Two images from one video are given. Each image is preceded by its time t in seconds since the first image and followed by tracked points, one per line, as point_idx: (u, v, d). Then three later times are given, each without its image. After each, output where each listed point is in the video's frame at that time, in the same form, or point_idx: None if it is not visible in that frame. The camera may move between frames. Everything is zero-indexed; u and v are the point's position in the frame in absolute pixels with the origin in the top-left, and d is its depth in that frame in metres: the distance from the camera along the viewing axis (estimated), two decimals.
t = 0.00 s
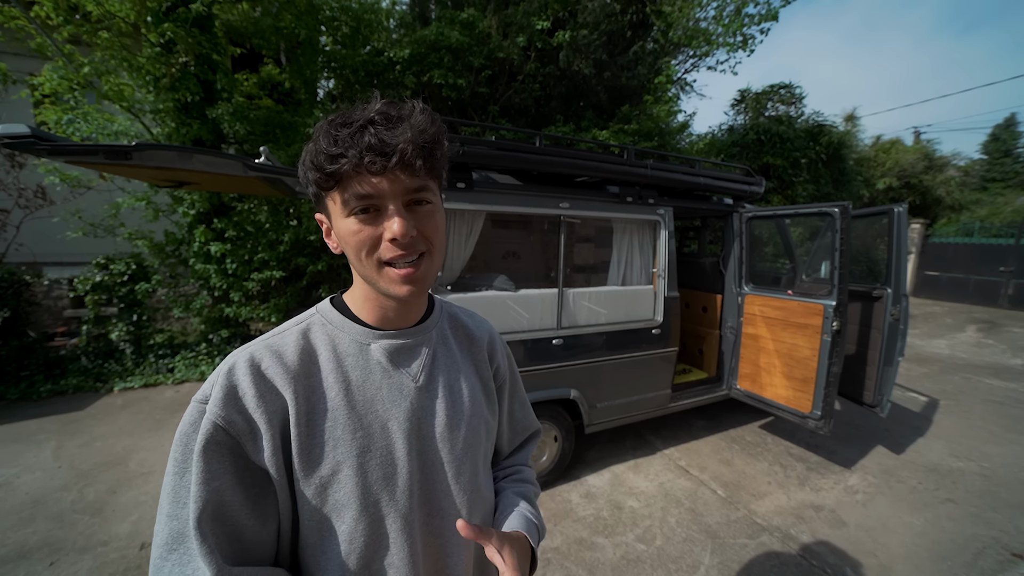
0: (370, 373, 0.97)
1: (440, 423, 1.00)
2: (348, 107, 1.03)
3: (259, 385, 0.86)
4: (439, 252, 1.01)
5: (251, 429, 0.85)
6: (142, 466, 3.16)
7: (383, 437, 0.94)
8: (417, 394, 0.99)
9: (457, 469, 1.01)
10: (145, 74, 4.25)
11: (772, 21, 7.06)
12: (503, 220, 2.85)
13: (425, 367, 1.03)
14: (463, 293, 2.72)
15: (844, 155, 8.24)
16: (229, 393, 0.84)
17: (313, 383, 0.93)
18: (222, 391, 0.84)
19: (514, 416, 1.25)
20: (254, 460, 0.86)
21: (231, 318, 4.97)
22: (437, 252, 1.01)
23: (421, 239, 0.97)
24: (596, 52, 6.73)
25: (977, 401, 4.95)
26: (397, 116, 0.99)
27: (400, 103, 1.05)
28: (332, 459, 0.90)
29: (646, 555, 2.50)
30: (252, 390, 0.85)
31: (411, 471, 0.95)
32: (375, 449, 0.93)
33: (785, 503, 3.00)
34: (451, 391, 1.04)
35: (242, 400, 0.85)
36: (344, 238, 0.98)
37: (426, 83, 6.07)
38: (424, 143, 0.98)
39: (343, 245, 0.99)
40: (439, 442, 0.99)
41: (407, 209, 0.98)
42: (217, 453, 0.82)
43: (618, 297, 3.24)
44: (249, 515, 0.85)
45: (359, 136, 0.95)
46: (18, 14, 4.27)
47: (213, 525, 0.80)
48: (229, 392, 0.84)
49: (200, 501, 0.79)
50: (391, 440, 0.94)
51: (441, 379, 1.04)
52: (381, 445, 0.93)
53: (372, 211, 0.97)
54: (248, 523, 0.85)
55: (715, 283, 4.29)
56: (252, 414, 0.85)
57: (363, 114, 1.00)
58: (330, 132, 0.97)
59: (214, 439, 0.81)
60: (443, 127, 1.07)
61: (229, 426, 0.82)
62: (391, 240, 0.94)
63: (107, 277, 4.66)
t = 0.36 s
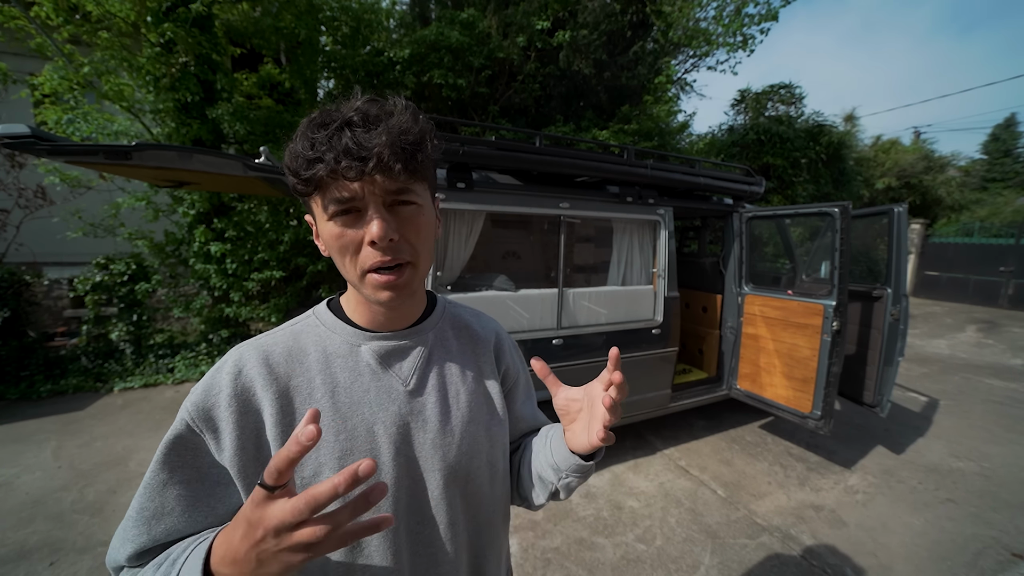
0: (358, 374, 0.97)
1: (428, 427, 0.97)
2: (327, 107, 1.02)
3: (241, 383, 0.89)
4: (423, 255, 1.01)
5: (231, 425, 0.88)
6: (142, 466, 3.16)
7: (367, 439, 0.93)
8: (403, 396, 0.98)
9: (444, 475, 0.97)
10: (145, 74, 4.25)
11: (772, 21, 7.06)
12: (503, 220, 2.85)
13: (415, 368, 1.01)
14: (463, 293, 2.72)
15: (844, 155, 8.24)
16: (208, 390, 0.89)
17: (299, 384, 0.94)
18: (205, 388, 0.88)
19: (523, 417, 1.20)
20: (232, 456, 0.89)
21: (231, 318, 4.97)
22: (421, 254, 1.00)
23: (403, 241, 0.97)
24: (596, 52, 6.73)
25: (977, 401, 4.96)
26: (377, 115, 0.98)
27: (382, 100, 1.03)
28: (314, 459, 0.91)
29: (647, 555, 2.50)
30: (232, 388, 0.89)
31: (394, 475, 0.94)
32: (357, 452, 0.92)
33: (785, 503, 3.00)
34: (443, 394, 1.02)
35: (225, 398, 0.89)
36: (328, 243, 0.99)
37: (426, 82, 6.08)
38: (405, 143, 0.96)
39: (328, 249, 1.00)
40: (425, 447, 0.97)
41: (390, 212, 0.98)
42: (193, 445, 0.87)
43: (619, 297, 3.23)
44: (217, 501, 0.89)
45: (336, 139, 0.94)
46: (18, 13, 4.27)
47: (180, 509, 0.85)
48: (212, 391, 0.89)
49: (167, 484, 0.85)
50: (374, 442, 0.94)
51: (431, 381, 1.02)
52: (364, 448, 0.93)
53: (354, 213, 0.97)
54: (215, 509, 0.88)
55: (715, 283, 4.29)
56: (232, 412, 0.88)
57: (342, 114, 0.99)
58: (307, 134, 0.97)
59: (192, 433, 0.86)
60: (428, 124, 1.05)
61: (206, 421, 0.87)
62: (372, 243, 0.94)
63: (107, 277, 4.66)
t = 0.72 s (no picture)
0: (358, 378, 0.97)
1: (429, 430, 0.97)
2: (315, 113, 1.03)
3: (242, 390, 0.89)
4: (419, 257, 0.99)
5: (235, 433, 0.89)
6: (142, 466, 3.16)
7: (367, 442, 0.93)
8: (404, 398, 0.98)
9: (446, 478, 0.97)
10: (145, 74, 4.25)
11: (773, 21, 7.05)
12: (503, 220, 2.84)
13: (415, 371, 1.01)
14: (463, 293, 2.72)
15: (844, 155, 8.24)
16: (210, 399, 0.89)
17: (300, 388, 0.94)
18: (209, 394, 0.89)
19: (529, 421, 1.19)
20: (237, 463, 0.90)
21: (231, 318, 4.97)
22: (416, 255, 0.99)
23: (397, 245, 0.96)
24: (596, 52, 6.72)
25: (977, 401, 4.95)
26: (366, 120, 0.98)
27: (370, 103, 1.03)
28: (315, 464, 0.90)
29: (647, 555, 2.50)
30: (235, 395, 0.89)
31: (396, 477, 0.93)
32: (358, 456, 0.92)
33: (785, 503, 2.99)
34: (443, 397, 1.01)
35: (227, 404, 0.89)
36: (323, 248, 1.00)
37: (426, 83, 6.07)
38: (392, 148, 0.95)
39: (323, 255, 1.01)
40: (426, 449, 0.96)
41: (383, 216, 0.97)
42: (201, 454, 0.89)
43: (619, 297, 3.23)
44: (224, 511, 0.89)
45: (322, 147, 0.94)
46: (18, 13, 4.27)
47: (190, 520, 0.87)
48: (214, 398, 0.89)
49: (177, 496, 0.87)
50: (375, 445, 0.93)
51: (433, 384, 1.01)
52: (365, 452, 0.92)
53: (346, 219, 0.97)
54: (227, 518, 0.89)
55: (716, 283, 4.29)
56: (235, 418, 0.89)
57: (330, 121, 0.99)
58: (296, 142, 0.98)
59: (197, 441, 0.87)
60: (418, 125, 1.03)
61: (209, 429, 0.88)
62: (364, 250, 0.94)
63: (107, 277, 4.66)
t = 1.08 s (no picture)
0: (376, 383, 0.96)
1: (449, 435, 0.99)
2: (337, 107, 1.05)
3: (257, 400, 0.86)
4: (441, 242, 1.00)
5: (244, 445, 0.87)
6: (142, 466, 3.16)
7: (389, 448, 0.93)
8: (422, 405, 0.98)
9: (465, 480, 1.00)
10: (145, 74, 4.25)
11: (772, 21, 7.05)
12: (503, 220, 2.84)
13: (433, 376, 1.02)
14: (463, 293, 2.72)
15: (844, 155, 8.24)
16: (221, 410, 0.85)
17: (318, 395, 0.92)
18: (220, 405, 0.85)
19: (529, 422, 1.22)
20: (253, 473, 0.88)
21: (231, 318, 4.97)
22: (439, 242, 0.99)
23: (421, 230, 0.96)
24: (596, 52, 6.73)
25: (977, 401, 4.95)
26: (388, 107, 1.00)
27: (391, 95, 1.05)
28: (337, 472, 0.90)
29: (646, 555, 2.50)
30: (250, 405, 0.86)
31: (417, 483, 0.94)
32: (380, 463, 0.92)
33: (785, 503, 2.99)
34: (460, 401, 1.03)
35: (241, 415, 0.86)
36: (344, 236, 0.99)
37: (426, 83, 6.07)
38: (414, 134, 0.98)
39: (345, 243, 1.00)
40: (446, 452, 0.98)
41: (406, 203, 0.98)
42: (212, 469, 0.85)
43: (618, 297, 3.23)
44: (235, 522, 0.89)
45: (348, 133, 0.96)
46: (18, 13, 4.27)
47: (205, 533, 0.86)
48: (226, 410, 0.85)
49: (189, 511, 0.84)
50: (396, 452, 0.94)
51: (450, 388, 1.02)
52: (386, 457, 0.93)
53: (370, 206, 0.97)
54: (230, 531, 0.88)
55: (716, 283, 4.29)
56: (252, 429, 0.86)
57: (352, 110, 1.01)
58: (323, 130, 0.99)
59: (210, 455, 0.84)
60: (436, 116, 1.06)
61: (223, 442, 0.85)
62: (390, 234, 0.94)
63: (107, 277, 4.66)
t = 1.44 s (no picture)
0: (371, 380, 0.98)
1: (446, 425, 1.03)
2: (389, 102, 1.09)
3: (258, 398, 0.85)
4: (440, 256, 1.01)
5: (256, 444, 0.84)
6: (142, 466, 3.16)
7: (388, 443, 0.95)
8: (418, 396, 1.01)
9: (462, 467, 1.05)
10: (145, 74, 4.25)
11: (773, 21, 7.04)
12: (503, 220, 2.84)
13: (426, 370, 1.05)
14: (464, 293, 2.72)
15: (844, 155, 8.24)
16: (226, 411, 0.82)
17: (314, 393, 0.92)
18: (220, 404, 0.82)
19: (513, 411, 1.28)
20: (261, 475, 0.85)
21: (231, 318, 4.97)
22: (439, 250, 1.01)
23: (426, 235, 0.98)
24: (596, 52, 6.74)
25: (977, 401, 4.95)
26: (437, 117, 1.06)
27: (442, 108, 1.12)
28: (340, 468, 0.91)
29: (647, 555, 2.50)
30: (251, 403, 0.84)
31: (418, 474, 0.97)
32: (383, 457, 0.94)
33: (785, 503, 3.00)
34: (450, 393, 1.07)
35: (244, 413, 0.83)
36: (350, 218, 0.99)
37: (426, 82, 6.06)
38: (452, 148, 1.04)
39: (348, 224, 1.00)
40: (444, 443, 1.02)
41: (421, 205, 1.01)
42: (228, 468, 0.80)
43: (619, 297, 3.23)
44: (264, 525, 0.83)
45: (395, 125, 1.00)
46: (18, 13, 4.27)
47: (246, 534, 0.79)
48: (228, 409, 0.82)
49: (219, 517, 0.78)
50: (396, 446, 0.95)
51: (442, 382, 1.06)
52: (388, 451, 0.95)
53: (385, 197, 0.99)
54: (268, 533, 0.83)
55: (716, 283, 4.29)
56: (257, 427, 0.84)
57: (403, 109, 1.06)
58: (368, 114, 1.03)
59: (221, 455, 0.79)
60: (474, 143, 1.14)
61: (233, 440, 0.81)
62: (397, 228, 0.95)
63: (107, 277, 4.66)
